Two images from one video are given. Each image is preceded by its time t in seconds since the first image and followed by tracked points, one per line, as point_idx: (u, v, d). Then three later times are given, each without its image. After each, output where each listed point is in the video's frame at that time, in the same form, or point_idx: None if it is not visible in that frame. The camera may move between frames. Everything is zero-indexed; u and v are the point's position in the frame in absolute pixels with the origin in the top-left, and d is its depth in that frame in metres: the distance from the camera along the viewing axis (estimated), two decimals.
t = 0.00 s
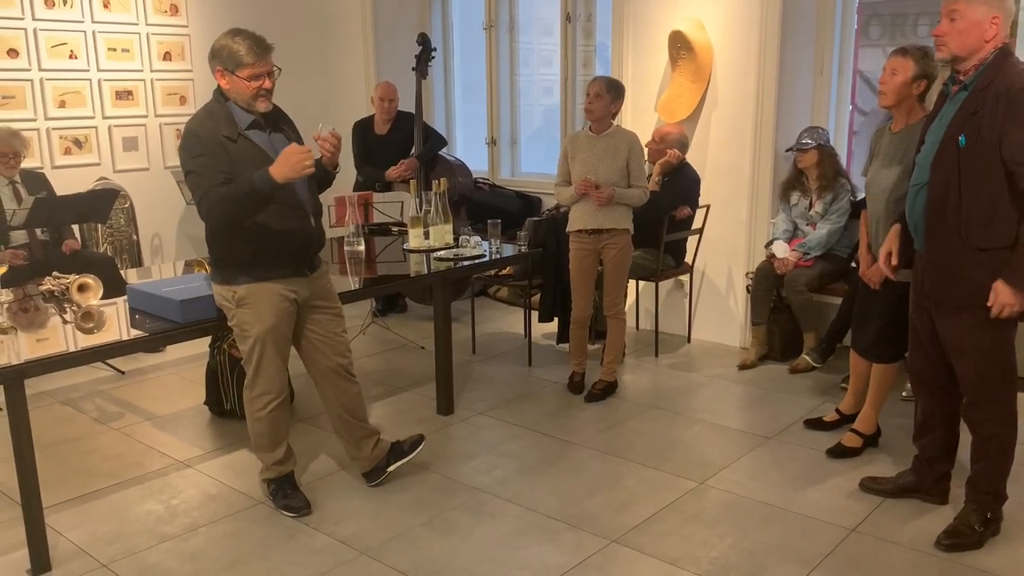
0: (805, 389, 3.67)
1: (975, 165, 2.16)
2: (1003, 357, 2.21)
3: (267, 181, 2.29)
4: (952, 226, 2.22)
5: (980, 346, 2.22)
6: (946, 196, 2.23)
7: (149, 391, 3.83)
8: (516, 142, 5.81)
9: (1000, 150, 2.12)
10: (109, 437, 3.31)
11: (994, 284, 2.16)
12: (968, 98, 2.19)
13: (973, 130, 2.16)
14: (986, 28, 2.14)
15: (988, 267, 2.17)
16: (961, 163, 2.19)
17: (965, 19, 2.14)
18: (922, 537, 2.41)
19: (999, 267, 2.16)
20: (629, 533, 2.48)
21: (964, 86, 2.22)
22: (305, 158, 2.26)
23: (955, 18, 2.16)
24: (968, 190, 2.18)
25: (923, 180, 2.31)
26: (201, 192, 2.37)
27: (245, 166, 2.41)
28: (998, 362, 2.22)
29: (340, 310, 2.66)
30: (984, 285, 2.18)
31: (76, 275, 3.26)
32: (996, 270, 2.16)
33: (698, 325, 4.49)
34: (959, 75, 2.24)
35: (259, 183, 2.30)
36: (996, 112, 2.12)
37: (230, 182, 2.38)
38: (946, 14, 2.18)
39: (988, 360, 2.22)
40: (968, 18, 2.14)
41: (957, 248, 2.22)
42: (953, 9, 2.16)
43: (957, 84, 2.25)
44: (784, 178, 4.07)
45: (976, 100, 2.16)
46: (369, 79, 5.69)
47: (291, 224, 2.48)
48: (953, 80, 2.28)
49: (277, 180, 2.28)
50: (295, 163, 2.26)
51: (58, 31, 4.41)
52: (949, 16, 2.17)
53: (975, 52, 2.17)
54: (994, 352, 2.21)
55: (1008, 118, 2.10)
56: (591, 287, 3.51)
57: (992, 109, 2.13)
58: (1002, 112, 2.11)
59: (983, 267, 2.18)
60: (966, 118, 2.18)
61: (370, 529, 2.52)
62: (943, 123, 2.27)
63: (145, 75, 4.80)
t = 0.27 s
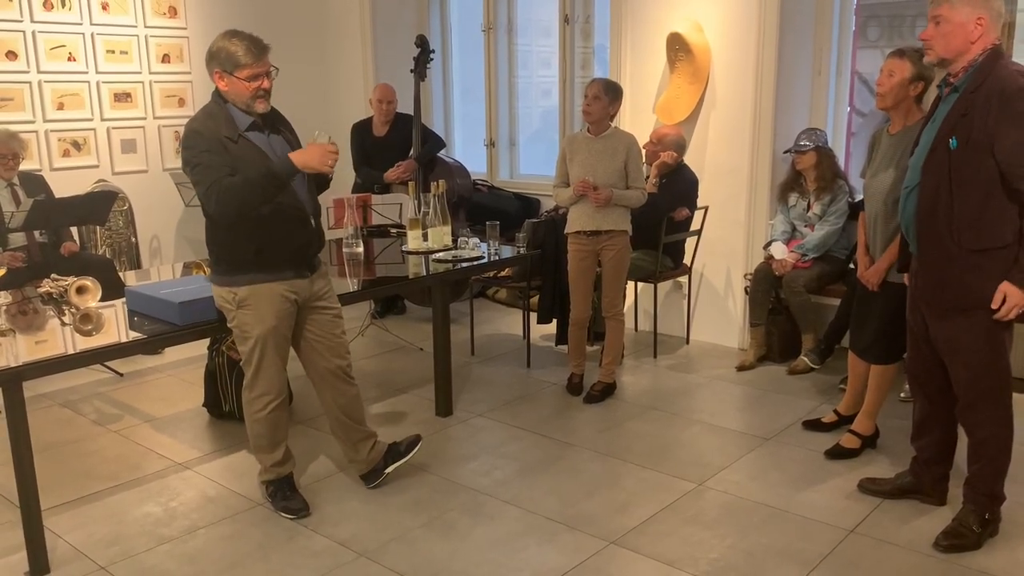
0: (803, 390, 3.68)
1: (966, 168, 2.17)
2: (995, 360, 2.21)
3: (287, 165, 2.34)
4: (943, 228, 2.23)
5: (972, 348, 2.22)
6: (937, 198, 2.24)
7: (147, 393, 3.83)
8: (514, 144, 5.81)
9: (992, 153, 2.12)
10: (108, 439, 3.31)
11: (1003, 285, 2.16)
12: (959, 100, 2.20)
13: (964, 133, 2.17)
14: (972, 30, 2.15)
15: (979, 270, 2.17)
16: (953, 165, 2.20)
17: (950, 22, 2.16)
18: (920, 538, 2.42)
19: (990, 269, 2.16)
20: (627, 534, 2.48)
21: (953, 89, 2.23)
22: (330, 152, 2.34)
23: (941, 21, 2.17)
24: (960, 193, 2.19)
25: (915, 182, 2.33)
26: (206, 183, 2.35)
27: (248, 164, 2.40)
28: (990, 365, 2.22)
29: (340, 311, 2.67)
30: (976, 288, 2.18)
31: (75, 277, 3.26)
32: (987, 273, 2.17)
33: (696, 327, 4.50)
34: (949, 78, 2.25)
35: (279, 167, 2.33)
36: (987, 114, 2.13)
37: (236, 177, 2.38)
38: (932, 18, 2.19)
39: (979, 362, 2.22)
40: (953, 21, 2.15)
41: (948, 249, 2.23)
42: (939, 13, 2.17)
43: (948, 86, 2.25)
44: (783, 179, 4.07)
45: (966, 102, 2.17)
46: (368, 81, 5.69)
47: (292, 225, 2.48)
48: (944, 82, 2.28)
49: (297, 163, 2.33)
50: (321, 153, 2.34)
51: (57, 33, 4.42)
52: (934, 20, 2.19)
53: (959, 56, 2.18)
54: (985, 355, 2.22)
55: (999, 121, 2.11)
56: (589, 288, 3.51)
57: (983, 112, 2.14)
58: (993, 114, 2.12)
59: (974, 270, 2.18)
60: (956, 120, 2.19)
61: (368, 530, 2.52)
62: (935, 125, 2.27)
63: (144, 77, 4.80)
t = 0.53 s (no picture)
0: (800, 392, 3.68)
1: (959, 170, 2.17)
2: (989, 362, 2.22)
3: (282, 135, 2.31)
4: (936, 230, 2.23)
5: (966, 350, 2.23)
6: (930, 200, 2.24)
7: (144, 395, 3.82)
8: (512, 146, 5.81)
9: (986, 154, 2.13)
10: (104, 441, 3.31)
11: (1003, 286, 2.18)
12: (951, 102, 2.20)
13: (957, 135, 2.17)
14: (964, 32, 2.17)
15: (972, 271, 2.18)
16: (945, 167, 2.20)
17: (943, 25, 2.18)
18: (917, 540, 2.42)
19: (984, 271, 2.17)
20: (625, 536, 2.48)
21: (947, 91, 2.23)
22: (321, 116, 2.37)
23: (935, 25, 2.19)
24: (952, 195, 2.19)
25: (908, 184, 2.34)
26: (206, 168, 2.32)
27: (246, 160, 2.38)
28: (984, 367, 2.23)
29: (338, 313, 2.67)
30: (970, 289, 2.19)
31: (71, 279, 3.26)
32: (981, 274, 2.18)
33: (693, 329, 4.50)
34: (942, 82, 2.25)
35: (275, 138, 2.30)
36: (980, 116, 2.13)
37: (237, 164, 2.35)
38: (926, 21, 2.21)
39: (973, 364, 2.23)
40: (946, 24, 2.17)
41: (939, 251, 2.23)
42: (933, 16, 2.19)
43: (941, 88, 2.25)
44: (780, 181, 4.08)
45: (959, 105, 2.17)
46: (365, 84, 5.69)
47: (288, 226, 2.49)
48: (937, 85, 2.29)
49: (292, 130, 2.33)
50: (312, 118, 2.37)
51: (54, 35, 4.41)
52: (928, 24, 2.21)
53: (952, 59, 2.21)
54: (980, 356, 2.22)
55: (991, 122, 2.12)
56: (586, 290, 3.51)
57: (975, 113, 2.14)
58: (986, 116, 2.12)
59: (968, 271, 2.19)
60: (948, 121, 2.19)
61: (365, 533, 2.52)
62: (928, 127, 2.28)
63: (141, 80, 4.80)
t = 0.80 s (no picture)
0: (795, 395, 3.69)
1: (952, 172, 2.18)
2: (984, 364, 2.23)
3: (265, 134, 2.30)
4: (930, 233, 2.25)
5: (960, 352, 2.24)
6: (924, 203, 2.26)
7: (139, 398, 3.81)
8: (508, 149, 5.82)
9: (979, 158, 2.14)
10: (99, 443, 3.30)
11: (999, 284, 2.17)
12: (945, 106, 2.22)
13: (950, 138, 2.19)
14: (958, 36, 2.17)
15: (966, 273, 2.19)
16: (940, 171, 2.21)
17: (936, 30, 2.19)
18: (912, 542, 2.43)
19: (980, 273, 2.17)
20: (620, 539, 2.48)
21: (941, 94, 2.24)
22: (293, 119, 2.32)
23: (928, 30, 2.21)
24: (947, 197, 2.20)
25: (903, 188, 2.35)
26: (194, 164, 2.33)
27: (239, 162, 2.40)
28: (979, 369, 2.23)
29: (333, 316, 2.67)
30: (963, 291, 2.19)
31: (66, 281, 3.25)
32: (976, 276, 2.18)
33: (689, 331, 4.51)
34: (937, 84, 2.26)
35: (261, 138, 2.29)
36: (973, 119, 2.14)
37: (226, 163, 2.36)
38: (921, 27, 2.23)
39: (968, 367, 2.24)
40: (939, 28, 2.19)
41: (934, 253, 2.24)
42: (927, 21, 2.21)
43: (935, 92, 2.27)
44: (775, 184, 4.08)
45: (952, 108, 2.18)
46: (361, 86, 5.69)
47: (282, 228, 2.49)
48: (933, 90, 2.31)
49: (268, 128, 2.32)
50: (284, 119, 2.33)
51: (49, 37, 4.41)
52: (922, 29, 2.23)
53: (946, 63, 2.21)
54: (975, 358, 2.23)
55: (985, 125, 2.12)
56: (582, 293, 3.52)
57: (968, 117, 2.15)
58: (978, 119, 2.13)
59: (963, 274, 2.19)
60: (942, 125, 2.21)
61: (361, 535, 2.52)
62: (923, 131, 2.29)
63: (136, 81, 4.79)
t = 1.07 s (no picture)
0: (790, 397, 3.69)
1: (950, 175, 2.18)
2: (980, 366, 2.23)
3: (247, 153, 2.31)
4: (927, 236, 2.24)
5: (957, 355, 2.24)
6: (920, 207, 2.25)
7: (133, 400, 3.80)
8: (503, 151, 5.82)
9: (976, 161, 2.14)
10: (93, 445, 3.29)
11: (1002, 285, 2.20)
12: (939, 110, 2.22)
13: (947, 141, 2.19)
14: (950, 41, 2.19)
15: (966, 275, 2.19)
16: (936, 174, 2.21)
17: (928, 35, 2.20)
18: (905, 545, 2.43)
19: (978, 275, 2.18)
20: (614, 541, 2.48)
21: (935, 98, 2.25)
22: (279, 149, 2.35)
23: (920, 35, 2.22)
24: (944, 200, 2.20)
25: (899, 192, 2.35)
26: (175, 171, 2.34)
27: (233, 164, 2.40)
28: (975, 370, 2.24)
29: (326, 317, 2.66)
30: (962, 293, 2.20)
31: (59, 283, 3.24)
32: (975, 278, 2.18)
33: (684, 333, 4.51)
34: (931, 89, 2.27)
35: (241, 155, 2.31)
36: (969, 122, 2.15)
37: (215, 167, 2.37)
38: (913, 32, 2.24)
39: (965, 369, 2.24)
40: (932, 34, 2.20)
41: (931, 255, 2.24)
42: (919, 27, 2.22)
43: (929, 96, 2.28)
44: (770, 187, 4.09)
45: (946, 112, 2.19)
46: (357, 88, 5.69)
47: (276, 231, 2.48)
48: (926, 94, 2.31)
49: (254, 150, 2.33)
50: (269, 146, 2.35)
51: (44, 38, 4.40)
52: (914, 35, 2.24)
53: (940, 68, 2.22)
54: (971, 360, 2.23)
55: (981, 129, 2.13)
56: (577, 295, 3.52)
57: (965, 120, 2.15)
58: (975, 122, 2.14)
59: (961, 276, 2.19)
60: (937, 129, 2.21)
61: (355, 538, 2.51)
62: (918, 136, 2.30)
63: (131, 83, 4.79)
